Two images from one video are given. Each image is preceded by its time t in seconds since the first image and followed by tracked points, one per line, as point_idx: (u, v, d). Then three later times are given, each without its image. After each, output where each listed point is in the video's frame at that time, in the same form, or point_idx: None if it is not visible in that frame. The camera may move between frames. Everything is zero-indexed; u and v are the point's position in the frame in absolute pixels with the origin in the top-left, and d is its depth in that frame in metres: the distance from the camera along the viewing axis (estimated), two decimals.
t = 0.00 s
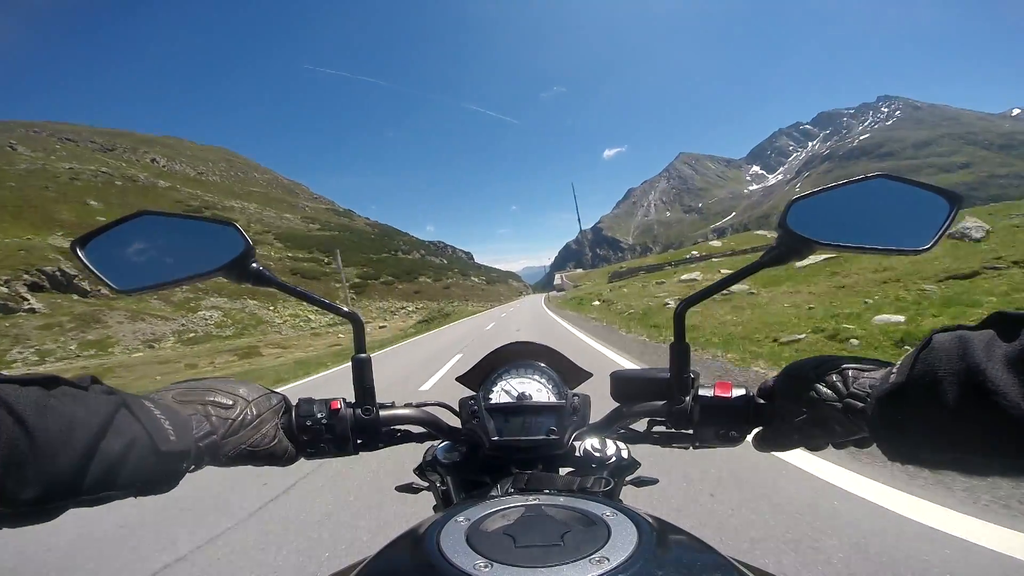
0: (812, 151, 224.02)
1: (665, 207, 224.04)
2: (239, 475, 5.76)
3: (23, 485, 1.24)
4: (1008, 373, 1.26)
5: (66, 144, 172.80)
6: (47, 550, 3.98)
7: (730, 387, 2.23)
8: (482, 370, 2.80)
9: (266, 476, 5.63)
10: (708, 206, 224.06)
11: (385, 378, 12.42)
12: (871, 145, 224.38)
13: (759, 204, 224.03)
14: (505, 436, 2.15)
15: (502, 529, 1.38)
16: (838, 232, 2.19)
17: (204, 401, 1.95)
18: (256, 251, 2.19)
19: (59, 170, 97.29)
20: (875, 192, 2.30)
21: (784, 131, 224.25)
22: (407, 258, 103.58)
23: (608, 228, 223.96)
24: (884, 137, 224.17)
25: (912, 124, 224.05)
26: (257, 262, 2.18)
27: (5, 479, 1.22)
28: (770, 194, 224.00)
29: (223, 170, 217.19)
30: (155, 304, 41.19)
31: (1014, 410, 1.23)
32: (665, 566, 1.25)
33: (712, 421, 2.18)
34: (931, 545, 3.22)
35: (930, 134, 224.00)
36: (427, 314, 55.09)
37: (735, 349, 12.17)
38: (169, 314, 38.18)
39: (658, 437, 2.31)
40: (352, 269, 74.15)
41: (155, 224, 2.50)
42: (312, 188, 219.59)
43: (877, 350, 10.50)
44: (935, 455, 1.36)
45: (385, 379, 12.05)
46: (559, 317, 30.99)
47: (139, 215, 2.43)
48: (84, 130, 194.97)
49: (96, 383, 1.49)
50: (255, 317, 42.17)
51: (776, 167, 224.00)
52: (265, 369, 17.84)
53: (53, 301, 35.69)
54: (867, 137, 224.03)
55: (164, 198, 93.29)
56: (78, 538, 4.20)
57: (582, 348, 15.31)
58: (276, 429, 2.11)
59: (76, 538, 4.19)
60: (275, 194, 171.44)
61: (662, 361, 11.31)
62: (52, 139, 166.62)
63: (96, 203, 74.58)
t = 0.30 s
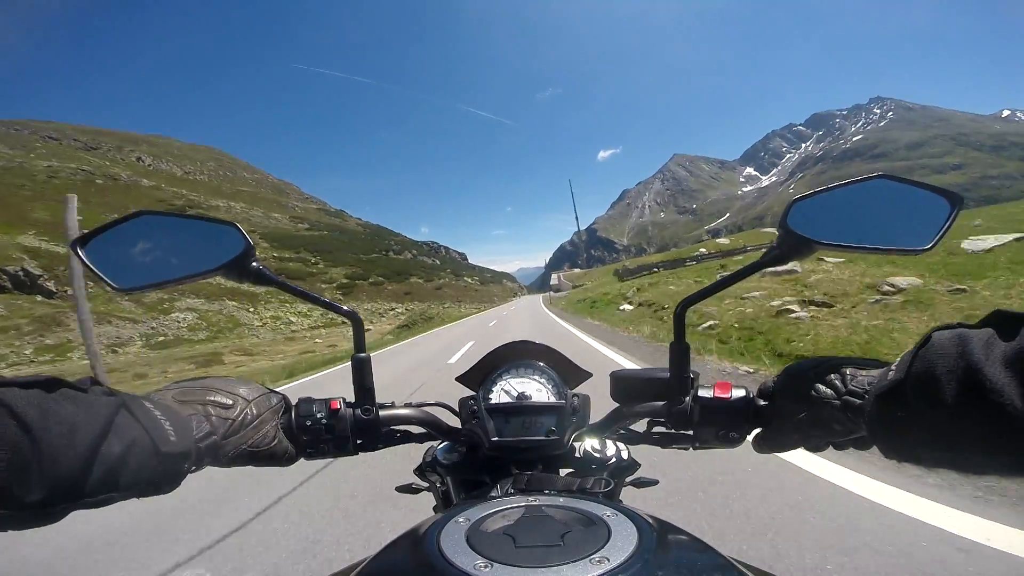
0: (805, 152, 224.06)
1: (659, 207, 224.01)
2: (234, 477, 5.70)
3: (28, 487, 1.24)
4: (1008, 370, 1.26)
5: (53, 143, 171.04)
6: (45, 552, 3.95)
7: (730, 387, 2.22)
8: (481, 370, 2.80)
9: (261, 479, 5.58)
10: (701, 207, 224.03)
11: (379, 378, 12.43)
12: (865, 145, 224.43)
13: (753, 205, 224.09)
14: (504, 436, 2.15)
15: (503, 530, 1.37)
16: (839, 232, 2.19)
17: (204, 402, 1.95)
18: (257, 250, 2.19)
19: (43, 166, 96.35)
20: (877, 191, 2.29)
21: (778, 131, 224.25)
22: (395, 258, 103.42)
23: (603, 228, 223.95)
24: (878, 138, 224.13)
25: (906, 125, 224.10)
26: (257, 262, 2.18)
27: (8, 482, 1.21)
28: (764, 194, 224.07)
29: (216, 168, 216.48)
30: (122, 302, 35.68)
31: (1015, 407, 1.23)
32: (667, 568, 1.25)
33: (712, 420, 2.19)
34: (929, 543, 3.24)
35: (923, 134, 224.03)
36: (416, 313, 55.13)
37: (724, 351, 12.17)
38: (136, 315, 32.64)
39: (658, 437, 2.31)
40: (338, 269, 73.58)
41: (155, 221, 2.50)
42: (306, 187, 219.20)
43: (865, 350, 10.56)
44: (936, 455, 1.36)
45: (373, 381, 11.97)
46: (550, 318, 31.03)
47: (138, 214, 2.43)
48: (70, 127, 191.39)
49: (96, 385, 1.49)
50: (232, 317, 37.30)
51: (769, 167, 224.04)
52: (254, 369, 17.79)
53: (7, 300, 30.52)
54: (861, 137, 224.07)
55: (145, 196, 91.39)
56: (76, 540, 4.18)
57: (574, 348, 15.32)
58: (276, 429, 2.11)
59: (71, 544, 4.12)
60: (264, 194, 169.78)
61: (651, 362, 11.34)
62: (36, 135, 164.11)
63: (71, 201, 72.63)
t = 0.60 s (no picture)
0: (799, 154, 224.14)
1: (653, 210, 224.07)
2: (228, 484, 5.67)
3: (25, 491, 1.25)
4: (1009, 371, 1.26)
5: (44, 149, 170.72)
6: (44, 558, 3.95)
7: (730, 390, 2.23)
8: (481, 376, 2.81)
9: (256, 487, 5.55)
10: (696, 210, 224.07)
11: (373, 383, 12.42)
12: (859, 148, 224.48)
13: (748, 207, 224.09)
14: (505, 440, 2.15)
15: (503, 532, 1.38)
16: (838, 234, 2.20)
17: (204, 409, 1.96)
18: (257, 255, 2.21)
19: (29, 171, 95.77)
20: (875, 193, 2.30)
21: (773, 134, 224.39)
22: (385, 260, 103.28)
23: (597, 232, 223.99)
24: (872, 140, 224.30)
25: (899, 127, 224.15)
26: (257, 267, 2.19)
27: (7, 485, 1.23)
28: (758, 198, 224.17)
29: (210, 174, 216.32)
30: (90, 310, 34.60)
31: (1014, 409, 1.23)
32: (667, 569, 1.26)
33: (713, 423, 2.19)
34: (927, 542, 3.25)
35: (917, 136, 224.20)
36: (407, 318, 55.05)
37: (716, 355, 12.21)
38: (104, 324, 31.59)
39: (659, 440, 2.32)
40: (326, 273, 73.28)
41: (154, 226, 2.51)
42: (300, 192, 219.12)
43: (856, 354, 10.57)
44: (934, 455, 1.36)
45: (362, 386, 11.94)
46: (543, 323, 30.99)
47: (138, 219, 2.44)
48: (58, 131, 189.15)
49: (96, 391, 1.50)
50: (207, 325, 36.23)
51: (763, 170, 224.08)
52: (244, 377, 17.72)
53: None
54: (855, 139, 224.21)
55: (128, 199, 90.31)
56: (74, 546, 4.17)
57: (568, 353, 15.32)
58: (276, 436, 2.11)
59: (66, 550, 4.09)
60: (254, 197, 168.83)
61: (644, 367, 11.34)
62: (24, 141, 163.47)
63: (48, 204, 71.31)
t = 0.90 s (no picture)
0: (794, 155, 224.05)
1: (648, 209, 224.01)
2: (219, 480, 5.64)
3: (28, 488, 1.25)
4: (1007, 378, 1.27)
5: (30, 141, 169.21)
6: (40, 552, 3.94)
7: (729, 388, 2.23)
8: (480, 372, 2.81)
9: (251, 481, 5.53)
10: (690, 209, 224.03)
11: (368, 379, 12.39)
12: (854, 149, 224.44)
13: (742, 207, 224.10)
14: (504, 436, 2.16)
15: (502, 529, 1.38)
16: (840, 233, 2.18)
17: (204, 404, 1.96)
18: (257, 253, 2.20)
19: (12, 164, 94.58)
20: (877, 191, 2.29)
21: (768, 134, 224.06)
22: (374, 257, 102.74)
23: (592, 230, 224.00)
24: (866, 141, 224.27)
25: (894, 128, 224.11)
26: (258, 264, 2.18)
27: (9, 483, 1.22)
28: (753, 198, 224.19)
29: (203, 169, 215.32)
30: (55, 308, 33.58)
31: (1016, 413, 1.23)
32: (665, 566, 1.26)
33: (713, 421, 2.19)
34: (922, 541, 3.26)
35: (912, 137, 224.17)
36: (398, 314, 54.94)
37: (707, 355, 12.20)
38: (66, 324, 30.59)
39: (657, 437, 2.32)
40: (313, 271, 72.77)
41: (155, 224, 2.50)
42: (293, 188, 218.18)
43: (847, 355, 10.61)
44: (933, 456, 1.37)
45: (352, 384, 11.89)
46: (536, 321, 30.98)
47: (140, 217, 2.43)
48: (44, 123, 186.39)
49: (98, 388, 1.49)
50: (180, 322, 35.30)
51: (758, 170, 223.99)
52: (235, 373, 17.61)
53: None
54: (850, 140, 224.19)
55: (111, 193, 88.86)
56: (68, 541, 4.15)
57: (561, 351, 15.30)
58: (276, 431, 2.11)
59: (57, 545, 4.06)
60: (244, 192, 167.16)
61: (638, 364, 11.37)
62: (10, 132, 161.73)
63: (24, 198, 69.72)
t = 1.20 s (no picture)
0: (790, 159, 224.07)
1: (645, 211, 224.01)
2: (210, 479, 5.61)
3: (27, 486, 1.23)
4: (1011, 381, 1.26)
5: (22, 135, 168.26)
6: (33, 550, 3.90)
7: (729, 388, 2.23)
8: (480, 372, 2.81)
9: (247, 480, 5.51)
10: (687, 213, 224.05)
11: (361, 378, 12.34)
12: (852, 153, 224.26)
13: (739, 210, 224.15)
14: (504, 436, 2.15)
15: (502, 530, 1.38)
16: (840, 233, 2.18)
17: (204, 404, 1.95)
18: (257, 252, 2.19)
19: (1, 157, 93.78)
20: (877, 192, 2.29)
21: (766, 137, 223.96)
22: (364, 252, 102.30)
23: (588, 232, 224.04)
24: (864, 146, 224.14)
25: (891, 133, 224.10)
26: (257, 263, 2.18)
27: (8, 480, 1.21)
28: (749, 199, 224.25)
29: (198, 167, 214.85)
30: (11, 301, 32.75)
31: (1019, 417, 1.23)
32: (666, 567, 1.25)
33: (713, 421, 2.19)
34: (918, 544, 3.27)
35: (909, 142, 224.09)
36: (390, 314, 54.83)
37: (698, 355, 12.18)
38: (19, 317, 30.02)
39: (657, 437, 2.32)
40: (299, 265, 72.19)
41: (156, 223, 2.49)
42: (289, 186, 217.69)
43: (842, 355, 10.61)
44: (935, 459, 1.37)
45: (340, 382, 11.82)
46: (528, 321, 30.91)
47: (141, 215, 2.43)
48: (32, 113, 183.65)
49: (99, 386, 1.48)
50: (147, 317, 34.59)
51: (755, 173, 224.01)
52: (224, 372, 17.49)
53: None
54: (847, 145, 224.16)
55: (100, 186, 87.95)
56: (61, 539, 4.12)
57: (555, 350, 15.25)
58: (276, 431, 2.10)
59: (48, 543, 4.03)
60: (236, 187, 165.87)
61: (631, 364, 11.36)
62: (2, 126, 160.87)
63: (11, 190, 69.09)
